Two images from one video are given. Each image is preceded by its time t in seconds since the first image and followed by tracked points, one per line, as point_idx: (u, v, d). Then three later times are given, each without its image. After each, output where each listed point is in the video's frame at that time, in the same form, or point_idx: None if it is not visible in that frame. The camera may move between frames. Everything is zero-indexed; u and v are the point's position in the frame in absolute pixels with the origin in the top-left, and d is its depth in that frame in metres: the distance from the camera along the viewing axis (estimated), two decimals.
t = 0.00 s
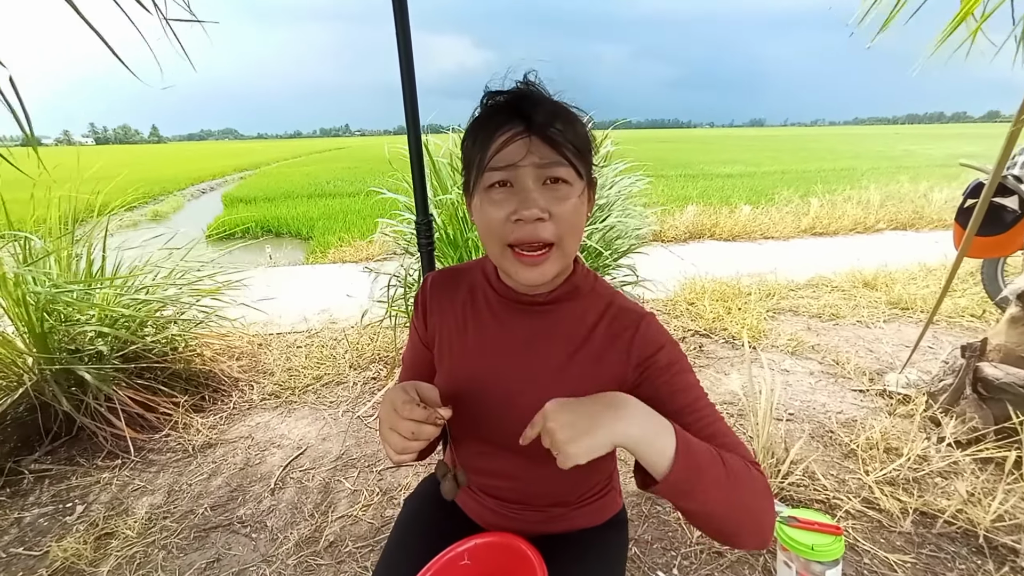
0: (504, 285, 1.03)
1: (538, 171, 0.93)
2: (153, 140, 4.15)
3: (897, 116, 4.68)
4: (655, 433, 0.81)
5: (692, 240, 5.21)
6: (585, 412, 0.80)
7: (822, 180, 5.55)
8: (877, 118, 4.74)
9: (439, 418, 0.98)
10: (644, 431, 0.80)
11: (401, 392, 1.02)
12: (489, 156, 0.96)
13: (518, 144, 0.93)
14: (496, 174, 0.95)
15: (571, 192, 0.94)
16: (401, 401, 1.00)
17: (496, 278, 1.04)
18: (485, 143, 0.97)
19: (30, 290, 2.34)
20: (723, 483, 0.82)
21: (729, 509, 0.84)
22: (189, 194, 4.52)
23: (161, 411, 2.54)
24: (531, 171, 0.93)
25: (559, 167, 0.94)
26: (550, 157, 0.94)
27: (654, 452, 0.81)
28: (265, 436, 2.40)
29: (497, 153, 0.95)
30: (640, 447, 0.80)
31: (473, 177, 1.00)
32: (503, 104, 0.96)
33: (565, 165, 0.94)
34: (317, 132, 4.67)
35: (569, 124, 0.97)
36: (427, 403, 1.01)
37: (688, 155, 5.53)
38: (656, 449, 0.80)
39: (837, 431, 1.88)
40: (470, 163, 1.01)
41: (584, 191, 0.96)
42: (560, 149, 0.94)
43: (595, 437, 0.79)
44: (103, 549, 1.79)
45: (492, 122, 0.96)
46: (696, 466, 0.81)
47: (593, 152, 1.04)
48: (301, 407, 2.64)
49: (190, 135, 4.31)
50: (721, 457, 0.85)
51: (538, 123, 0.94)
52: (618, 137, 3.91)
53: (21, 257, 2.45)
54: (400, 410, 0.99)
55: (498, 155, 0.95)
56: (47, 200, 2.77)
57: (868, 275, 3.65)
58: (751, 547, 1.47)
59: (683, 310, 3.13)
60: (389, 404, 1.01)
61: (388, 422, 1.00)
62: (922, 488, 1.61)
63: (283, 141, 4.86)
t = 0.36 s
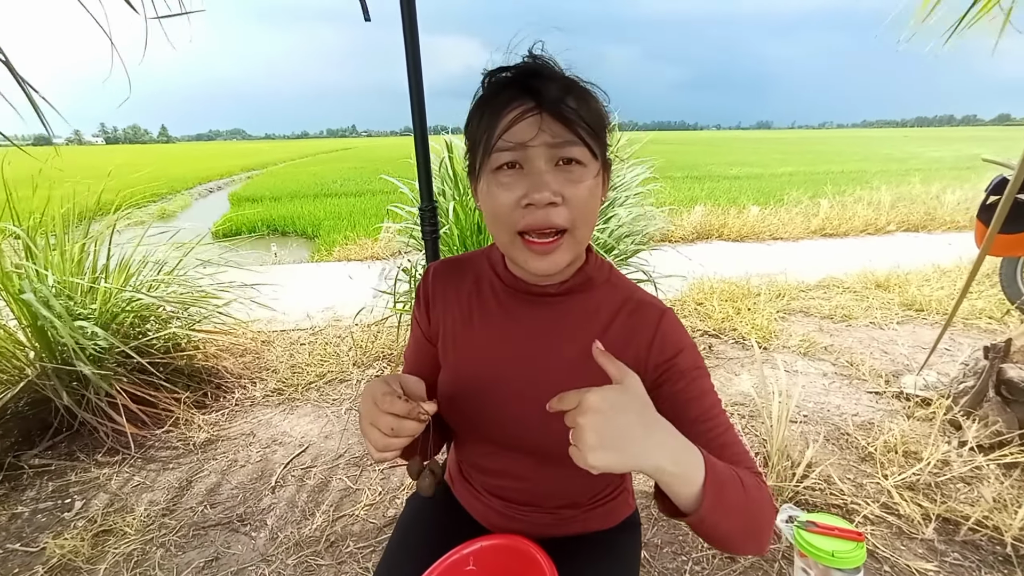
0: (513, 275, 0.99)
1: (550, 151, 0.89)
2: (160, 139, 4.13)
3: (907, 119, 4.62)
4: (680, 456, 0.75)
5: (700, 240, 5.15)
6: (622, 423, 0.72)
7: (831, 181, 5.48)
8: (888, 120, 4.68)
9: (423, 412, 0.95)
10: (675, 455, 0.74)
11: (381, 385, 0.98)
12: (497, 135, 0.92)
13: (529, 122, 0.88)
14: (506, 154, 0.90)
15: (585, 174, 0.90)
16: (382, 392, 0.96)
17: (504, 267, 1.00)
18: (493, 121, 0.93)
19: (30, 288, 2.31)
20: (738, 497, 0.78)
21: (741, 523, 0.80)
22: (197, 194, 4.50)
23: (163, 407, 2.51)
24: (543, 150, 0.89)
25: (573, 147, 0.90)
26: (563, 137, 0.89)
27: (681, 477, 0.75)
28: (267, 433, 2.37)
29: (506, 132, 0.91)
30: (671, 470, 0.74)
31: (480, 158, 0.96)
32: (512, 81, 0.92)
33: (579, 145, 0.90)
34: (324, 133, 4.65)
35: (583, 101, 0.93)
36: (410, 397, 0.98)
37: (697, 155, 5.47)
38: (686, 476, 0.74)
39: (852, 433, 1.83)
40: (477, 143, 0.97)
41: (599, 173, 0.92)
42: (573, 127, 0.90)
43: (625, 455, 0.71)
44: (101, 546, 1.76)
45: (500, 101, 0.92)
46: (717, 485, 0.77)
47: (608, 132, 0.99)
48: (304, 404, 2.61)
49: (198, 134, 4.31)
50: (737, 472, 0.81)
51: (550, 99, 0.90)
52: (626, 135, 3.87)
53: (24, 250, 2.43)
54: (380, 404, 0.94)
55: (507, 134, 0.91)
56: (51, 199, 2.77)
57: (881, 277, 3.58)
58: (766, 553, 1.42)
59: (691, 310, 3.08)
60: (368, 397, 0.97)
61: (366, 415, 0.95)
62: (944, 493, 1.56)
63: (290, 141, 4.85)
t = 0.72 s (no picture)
0: (519, 267, 0.96)
1: (559, 137, 0.86)
2: (167, 149, 4.14)
3: (913, 116, 4.57)
4: (665, 477, 0.74)
5: (707, 240, 5.10)
6: (622, 441, 0.67)
7: (839, 179, 5.42)
8: (897, 117, 4.63)
9: (422, 403, 0.92)
10: (655, 476, 0.73)
11: (379, 374, 0.94)
12: (503, 120, 0.89)
13: (537, 106, 0.86)
14: (512, 139, 0.88)
15: (596, 161, 0.87)
16: (379, 382, 0.93)
17: (511, 259, 0.97)
18: (499, 104, 0.90)
19: (33, 295, 2.29)
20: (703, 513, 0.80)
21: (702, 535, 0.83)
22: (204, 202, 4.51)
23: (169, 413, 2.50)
24: (552, 136, 0.86)
25: (583, 133, 0.87)
26: (573, 122, 0.87)
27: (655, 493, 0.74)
28: (273, 439, 2.35)
29: (513, 116, 0.88)
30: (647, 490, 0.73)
31: (486, 143, 0.93)
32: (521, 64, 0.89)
33: (589, 131, 0.88)
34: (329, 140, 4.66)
35: (595, 85, 0.90)
36: (409, 388, 0.95)
37: (702, 155, 5.44)
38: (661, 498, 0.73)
39: (870, 432, 1.78)
40: (483, 128, 0.95)
41: (610, 160, 0.90)
42: (583, 112, 0.88)
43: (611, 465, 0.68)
44: (107, 555, 1.74)
45: (507, 85, 0.90)
46: (691, 504, 0.77)
47: (620, 120, 0.97)
48: (310, 409, 2.58)
49: (206, 145, 4.34)
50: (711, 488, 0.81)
51: (560, 82, 0.88)
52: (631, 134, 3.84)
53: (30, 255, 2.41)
54: (377, 395, 0.92)
55: (514, 118, 0.89)
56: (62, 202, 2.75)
57: (893, 273, 3.53)
58: (784, 556, 1.38)
59: (700, 310, 3.04)
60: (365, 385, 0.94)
61: (365, 405, 0.92)
62: (968, 493, 1.51)
63: (295, 149, 4.87)
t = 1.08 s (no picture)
0: (517, 268, 0.97)
1: (562, 145, 0.87)
2: (159, 154, 4.13)
3: (902, 124, 4.64)
4: (644, 455, 0.75)
5: (700, 246, 5.13)
6: (608, 405, 0.69)
7: (830, 186, 5.47)
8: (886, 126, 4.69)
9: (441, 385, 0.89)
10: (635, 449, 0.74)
11: (396, 359, 0.92)
12: (507, 126, 0.90)
13: (541, 114, 0.87)
14: (515, 145, 0.89)
15: (596, 170, 0.89)
16: (395, 366, 0.91)
17: (508, 259, 0.98)
18: (503, 110, 0.91)
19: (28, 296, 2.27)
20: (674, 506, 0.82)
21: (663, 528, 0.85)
22: (197, 207, 4.48)
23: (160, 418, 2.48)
24: (555, 145, 0.87)
25: (584, 142, 0.88)
26: (575, 131, 0.88)
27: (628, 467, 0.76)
28: (266, 444, 2.33)
29: (517, 123, 0.89)
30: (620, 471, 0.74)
31: (488, 149, 0.94)
32: (524, 71, 0.90)
33: (591, 140, 0.89)
34: (323, 146, 4.67)
35: (598, 95, 0.91)
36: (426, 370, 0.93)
37: (694, 162, 5.48)
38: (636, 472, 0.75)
39: (861, 435, 1.80)
40: (485, 132, 0.95)
41: (610, 169, 0.91)
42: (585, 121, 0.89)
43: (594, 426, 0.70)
44: (95, 562, 1.72)
45: (512, 92, 0.90)
46: (663, 492, 0.78)
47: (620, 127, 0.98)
48: (303, 415, 2.57)
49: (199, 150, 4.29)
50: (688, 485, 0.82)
51: (564, 92, 0.88)
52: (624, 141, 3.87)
53: (20, 255, 2.38)
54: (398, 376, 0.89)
55: (517, 124, 0.89)
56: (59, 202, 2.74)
57: (883, 279, 3.56)
58: (776, 559, 1.39)
59: (694, 315, 3.05)
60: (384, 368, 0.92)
61: (382, 390, 0.90)
62: (958, 496, 1.53)
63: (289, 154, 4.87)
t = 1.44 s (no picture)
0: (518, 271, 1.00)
1: (556, 159, 0.90)
2: (161, 162, 4.17)
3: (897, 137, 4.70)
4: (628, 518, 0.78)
5: (696, 256, 5.17)
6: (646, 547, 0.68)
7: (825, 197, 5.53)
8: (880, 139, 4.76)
9: (459, 387, 0.90)
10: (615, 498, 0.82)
11: (418, 361, 0.95)
12: (502, 144, 0.92)
13: (535, 131, 0.89)
14: (511, 162, 0.92)
15: (589, 180, 0.91)
16: (418, 368, 0.93)
17: (511, 262, 1.01)
18: (498, 128, 0.94)
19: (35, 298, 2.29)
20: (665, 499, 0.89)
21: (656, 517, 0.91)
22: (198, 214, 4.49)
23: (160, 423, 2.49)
24: (549, 158, 0.90)
25: (577, 154, 0.91)
26: (568, 145, 0.90)
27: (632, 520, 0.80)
28: (265, 448, 2.35)
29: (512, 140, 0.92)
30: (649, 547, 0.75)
31: (487, 165, 0.97)
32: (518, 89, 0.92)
33: (584, 152, 0.91)
34: (324, 155, 4.72)
35: (589, 107, 0.94)
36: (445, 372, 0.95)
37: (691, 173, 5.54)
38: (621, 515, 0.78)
39: (854, 441, 1.82)
40: (483, 149, 0.98)
41: (603, 179, 0.94)
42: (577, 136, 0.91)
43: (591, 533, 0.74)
44: (95, 563, 1.72)
45: (506, 110, 0.93)
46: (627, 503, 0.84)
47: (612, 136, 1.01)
48: (302, 419, 2.59)
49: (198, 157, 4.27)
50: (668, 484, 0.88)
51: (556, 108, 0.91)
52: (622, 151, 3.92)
53: (26, 262, 2.40)
54: (417, 380, 0.92)
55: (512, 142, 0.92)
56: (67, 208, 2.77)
57: (877, 288, 3.60)
58: (770, 561, 1.41)
59: (690, 322, 3.08)
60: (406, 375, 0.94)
61: (404, 389, 0.93)
62: (948, 499, 1.56)
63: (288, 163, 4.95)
